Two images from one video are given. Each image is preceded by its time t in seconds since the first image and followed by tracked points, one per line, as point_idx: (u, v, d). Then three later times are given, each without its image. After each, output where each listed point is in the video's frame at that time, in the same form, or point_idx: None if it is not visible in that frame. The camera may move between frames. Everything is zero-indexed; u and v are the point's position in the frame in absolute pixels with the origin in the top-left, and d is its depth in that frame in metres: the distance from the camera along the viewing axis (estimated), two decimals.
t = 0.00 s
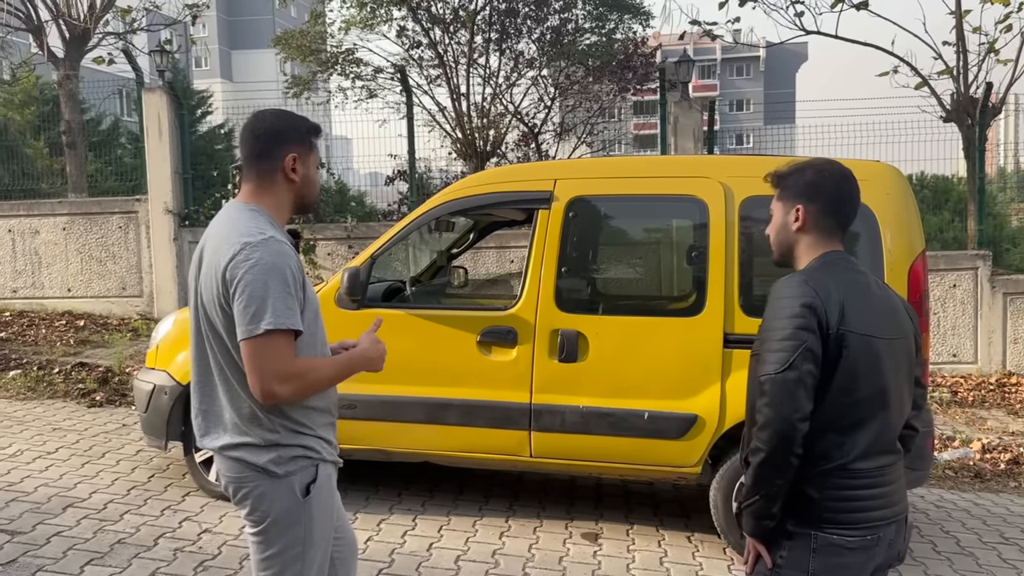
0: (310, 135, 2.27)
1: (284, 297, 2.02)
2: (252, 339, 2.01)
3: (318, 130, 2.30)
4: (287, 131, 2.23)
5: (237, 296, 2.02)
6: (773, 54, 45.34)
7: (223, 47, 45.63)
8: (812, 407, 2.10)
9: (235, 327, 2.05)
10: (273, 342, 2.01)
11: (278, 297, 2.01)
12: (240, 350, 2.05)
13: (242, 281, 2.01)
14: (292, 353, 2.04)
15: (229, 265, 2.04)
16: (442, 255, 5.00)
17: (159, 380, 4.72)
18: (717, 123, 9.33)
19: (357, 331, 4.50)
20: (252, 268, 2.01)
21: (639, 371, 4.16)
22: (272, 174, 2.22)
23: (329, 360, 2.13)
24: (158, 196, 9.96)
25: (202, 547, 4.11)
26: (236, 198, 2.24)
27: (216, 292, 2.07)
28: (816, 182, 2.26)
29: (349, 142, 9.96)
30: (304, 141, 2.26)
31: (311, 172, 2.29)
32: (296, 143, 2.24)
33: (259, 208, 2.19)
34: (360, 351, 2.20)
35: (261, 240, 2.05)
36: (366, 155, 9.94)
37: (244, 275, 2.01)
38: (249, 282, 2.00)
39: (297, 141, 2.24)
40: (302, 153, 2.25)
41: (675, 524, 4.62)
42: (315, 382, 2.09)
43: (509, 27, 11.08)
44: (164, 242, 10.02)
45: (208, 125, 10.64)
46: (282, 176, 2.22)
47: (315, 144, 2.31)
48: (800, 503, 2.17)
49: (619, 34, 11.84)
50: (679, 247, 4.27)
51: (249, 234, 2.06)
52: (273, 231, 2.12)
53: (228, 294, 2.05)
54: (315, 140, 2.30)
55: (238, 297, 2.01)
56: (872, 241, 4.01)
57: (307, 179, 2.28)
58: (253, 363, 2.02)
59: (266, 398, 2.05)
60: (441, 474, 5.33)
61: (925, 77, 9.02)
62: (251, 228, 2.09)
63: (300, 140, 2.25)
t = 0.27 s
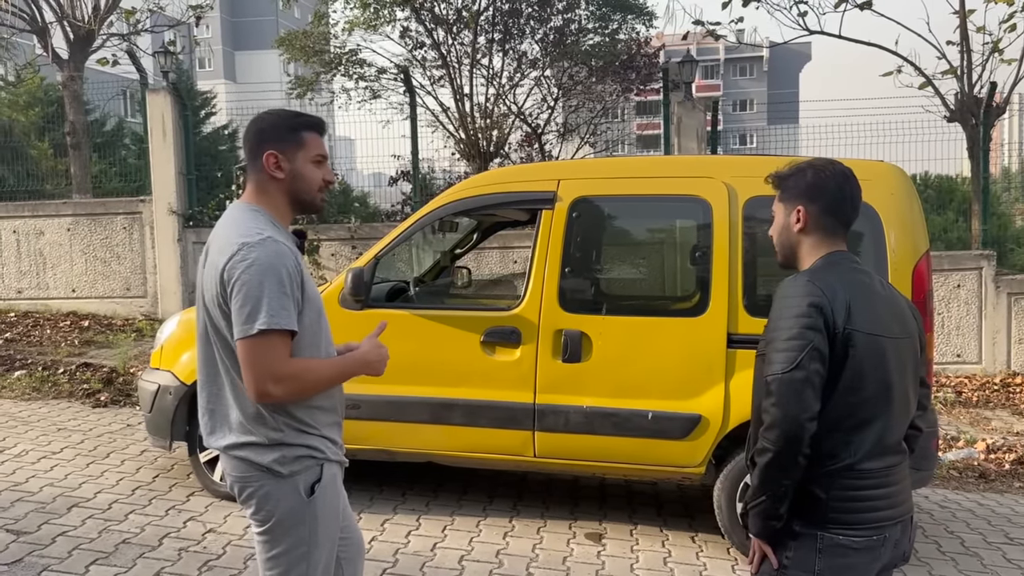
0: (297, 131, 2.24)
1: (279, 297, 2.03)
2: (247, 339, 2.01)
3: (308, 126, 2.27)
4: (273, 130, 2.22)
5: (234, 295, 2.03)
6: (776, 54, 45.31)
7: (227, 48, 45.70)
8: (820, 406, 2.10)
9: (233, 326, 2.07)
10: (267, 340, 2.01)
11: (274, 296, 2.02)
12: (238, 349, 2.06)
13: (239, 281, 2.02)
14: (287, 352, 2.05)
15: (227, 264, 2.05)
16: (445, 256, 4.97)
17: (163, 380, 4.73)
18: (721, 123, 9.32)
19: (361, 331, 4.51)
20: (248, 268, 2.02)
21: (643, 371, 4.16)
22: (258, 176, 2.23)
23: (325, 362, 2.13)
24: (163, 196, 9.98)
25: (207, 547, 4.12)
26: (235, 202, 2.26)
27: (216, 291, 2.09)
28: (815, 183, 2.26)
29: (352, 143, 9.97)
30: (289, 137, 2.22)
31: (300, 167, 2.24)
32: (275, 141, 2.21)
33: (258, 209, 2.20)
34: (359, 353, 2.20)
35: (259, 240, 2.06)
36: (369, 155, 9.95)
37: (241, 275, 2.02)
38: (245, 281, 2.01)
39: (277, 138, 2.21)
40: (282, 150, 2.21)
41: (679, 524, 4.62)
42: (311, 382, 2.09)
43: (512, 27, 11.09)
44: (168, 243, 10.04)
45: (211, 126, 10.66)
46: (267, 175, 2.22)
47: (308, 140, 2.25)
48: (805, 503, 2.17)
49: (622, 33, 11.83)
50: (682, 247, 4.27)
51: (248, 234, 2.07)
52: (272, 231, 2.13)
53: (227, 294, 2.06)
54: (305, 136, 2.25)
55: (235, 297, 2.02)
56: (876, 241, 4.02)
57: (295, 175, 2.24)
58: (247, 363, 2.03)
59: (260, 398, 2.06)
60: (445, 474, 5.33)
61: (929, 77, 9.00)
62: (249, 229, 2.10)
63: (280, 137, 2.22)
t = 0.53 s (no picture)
0: (297, 132, 2.23)
1: (275, 295, 2.03)
2: (241, 336, 2.02)
3: (308, 126, 2.26)
4: (272, 132, 2.22)
5: (232, 294, 2.04)
6: (779, 54, 45.27)
7: (230, 49, 45.77)
8: (818, 406, 2.09)
9: (231, 324, 2.08)
10: (260, 339, 2.02)
11: (270, 294, 2.03)
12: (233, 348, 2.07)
13: (237, 279, 2.03)
14: (280, 352, 2.06)
15: (227, 263, 2.07)
16: (449, 255, 4.95)
17: (167, 381, 4.74)
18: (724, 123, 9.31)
19: (364, 331, 4.51)
20: (246, 266, 2.03)
21: (646, 371, 4.16)
22: (260, 179, 2.23)
23: (319, 363, 2.13)
24: (167, 197, 10.00)
25: (211, 547, 4.13)
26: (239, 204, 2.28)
27: (217, 290, 2.10)
28: (821, 183, 2.26)
29: (356, 144, 9.98)
30: (288, 138, 2.22)
31: (301, 169, 2.24)
32: (273, 143, 2.21)
33: (260, 209, 2.21)
34: (354, 357, 2.20)
35: (259, 239, 2.07)
36: (372, 156, 9.95)
37: (239, 274, 2.03)
38: (243, 280, 2.02)
39: (276, 140, 2.21)
40: (281, 152, 2.21)
41: (682, 525, 4.61)
42: (303, 381, 2.09)
43: (515, 27, 11.10)
44: (172, 244, 10.06)
45: (215, 127, 10.68)
46: (266, 178, 2.22)
47: (308, 140, 2.25)
48: (803, 501, 2.17)
49: (625, 34, 11.82)
50: (686, 247, 4.27)
51: (248, 234, 2.09)
52: (274, 231, 2.14)
53: (226, 292, 2.07)
54: (305, 136, 2.24)
55: (233, 295, 2.03)
56: (879, 242, 4.01)
57: (295, 177, 2.24)
58: (240, 360, 2.03)
59: (252, 397, 2.06)
60: (448, 475, 5.33)
61: (933, 77, 8.98)
62: (251, 228, 2.11)
63: (278, 139, 2.21)
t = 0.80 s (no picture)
0: (303, 134, 2.24)
1: (282, 298, 2.03)
2: (248, 339, 2.03)
3: (315, 129, 2.27)
4: (279, 133, 2.23)
5: (238, 296, 2.04)
6: (783, 54, 45.24)
7: (234, 50, 45.85)
8: (819, 406, 2.09)
9: (237, 327, 2.07)
10: (268, 342, 2.02)
11: (277, 297, 2.02)
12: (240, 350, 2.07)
13: (243, 282, 2.03)
14: (287, 354, 2.06)
15: (233, 265, 2.06)
16: (452, 256, 4.97)
17: (171, 381, 4.75)
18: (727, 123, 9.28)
19: (367, 332, 4.52)
20: (252, 269, 2.03)
21: (649, 372, 4.16)
22: (266, 180, 2.24)
23: (324, 365, 2.14)
24: (171, 198, 10.02)
25: (215, 547, 4.13)
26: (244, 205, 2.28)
27: (223, 292, 2.10)
28: (826, 182, 2.25)
29: (359, 144, 9.99)
30: (295, 140, 2.23)
31: (307, 170, 2.24)
32: (279, 144, 2.22)
33: (265, 211, 2.21)
34: (359, 360, 2.21)
35: (265, 242, 2.07)
36: (376, 156, 9.95)
37: (246, 276, 2.03)
38: (250, 283, 2.02)
39: (282, 142, 2.22)
40: (287, 153, 2.22)
41: (686, 525, 4.61)
42: (309, 383, 2.10)
43: (519, 28, 11.10)
44: (176, 244, 10.08)
45: (219, 128, 10.70)
46: (271, 179, 2.23)
47: (315, 142, 2.25)
48: (803, 501, 2.17)
49: (628, 34, 11.82)
50: (689, 248, 4.27)
51: (254, 236, 2.08)
52: (279, 234, 2.14)
53: (232, 294, 2.07)
54: (312, 138, 2.25)
55: (240, 298, 2.03)
56: (883, 242, 4.00)
57: (301, 178, 2.24)
58: (247, 362, 2.04)
59: (259, 399, 2.06)
60: (451, 475, 5.33)
61: (937, 77, 8.96)
62: (256, 231, 2.11)
63: (284, 140, 2.22)
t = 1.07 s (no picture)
0: (309, 135, 2.25)
1: (291, 298, 2.03)
2: (258, 337, 2.02)
3: (321, 130, 2.28)
4: (287, 133, 2.23)
5: (246, 296, 2.03)
6: (786, 54, 45.25)
7: (237, 50, 45.93)
8: (824, 405, 2.09)
9: (245, 326, 2.07)
10: (279, 340, 2.02)
11: (286, 296, 2.03)
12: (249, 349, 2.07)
13: (251, 281, 2.03)
14: (299, 352, 2.06)
15: (240, 265, 2.06)
16: (455, 256, 4.97)
17: (174, 381, 4.76)
18: (731, 123, 9.25)
19: (370, 332, 4.52)
20: (260, 268, 2.03)
21: (652, 371, 4.16)
22: (272, 179, 2.24)
23: (335, 362, 2.14)
24: (174, 198, 10.03)
25: (218, 547, 4.14)
26: (247, 204, 2.27)
27: (229, 291, 2.10)
28: (826, 182, 2.26)
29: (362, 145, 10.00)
30: (303, 141, 2.23)
31: (312, 171, 2.25)
32: (286, 144, 2.22)
33: (270, 210, 2.20)
34: (368, 357, 2.21)
35: (271, 241, 2.07)
36: (378, 157, 9.96)
37: (253, 275, 2.03)
38: (258, 282, 2.02)
39: (288, 141, 2.22)
40: (293, 153, 2.22)
41: (689, 525, 4.61)
42: (321, 381, 2.10)
43: (521, 28, 11.09)
44: (179, 245, 10.09)
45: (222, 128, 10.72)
46: (277, 178, 2.23)
47: (321, 144, 2.26)
48: (808, 501, 2.16)
49: (631, 34, 11.82)
50: (692, 248, 4.27)
51: (260, 235, 2.08)
52: (284, 233, 2.14)
53: (239, 293, 2.07)
54: (318, 139, 2.26)
55: (248, 297, 2.03)
56: (886, 241, 4.00)
57: (306, 179, 2.24)
58: (259, 360, 2.04)
59: (271, 397, 2.06)
60: (454, 475, 5.33)
61: (940, 76, 8.94)
62: (262, 230, 2.11)
63: (291, 140, 2.23)
